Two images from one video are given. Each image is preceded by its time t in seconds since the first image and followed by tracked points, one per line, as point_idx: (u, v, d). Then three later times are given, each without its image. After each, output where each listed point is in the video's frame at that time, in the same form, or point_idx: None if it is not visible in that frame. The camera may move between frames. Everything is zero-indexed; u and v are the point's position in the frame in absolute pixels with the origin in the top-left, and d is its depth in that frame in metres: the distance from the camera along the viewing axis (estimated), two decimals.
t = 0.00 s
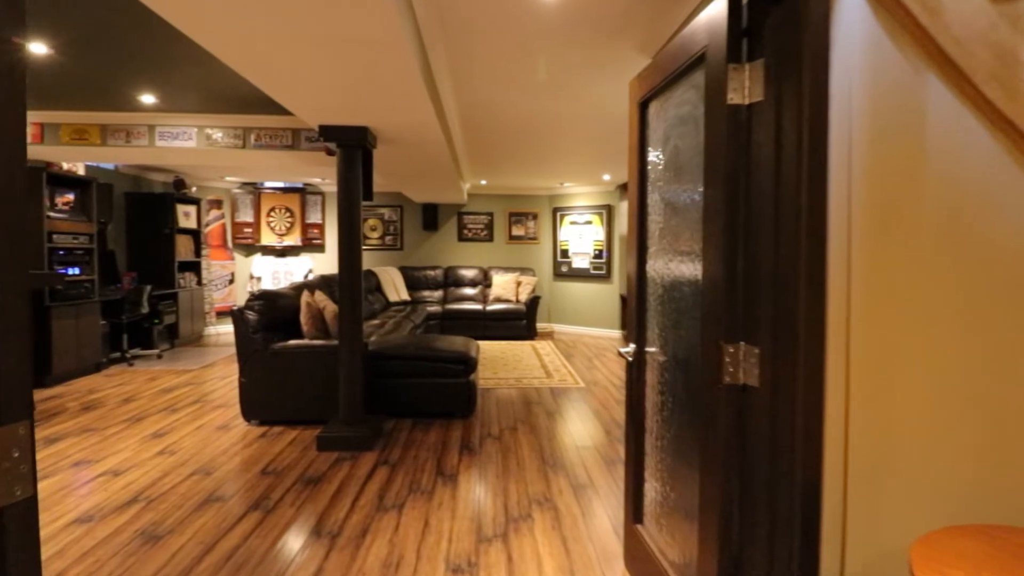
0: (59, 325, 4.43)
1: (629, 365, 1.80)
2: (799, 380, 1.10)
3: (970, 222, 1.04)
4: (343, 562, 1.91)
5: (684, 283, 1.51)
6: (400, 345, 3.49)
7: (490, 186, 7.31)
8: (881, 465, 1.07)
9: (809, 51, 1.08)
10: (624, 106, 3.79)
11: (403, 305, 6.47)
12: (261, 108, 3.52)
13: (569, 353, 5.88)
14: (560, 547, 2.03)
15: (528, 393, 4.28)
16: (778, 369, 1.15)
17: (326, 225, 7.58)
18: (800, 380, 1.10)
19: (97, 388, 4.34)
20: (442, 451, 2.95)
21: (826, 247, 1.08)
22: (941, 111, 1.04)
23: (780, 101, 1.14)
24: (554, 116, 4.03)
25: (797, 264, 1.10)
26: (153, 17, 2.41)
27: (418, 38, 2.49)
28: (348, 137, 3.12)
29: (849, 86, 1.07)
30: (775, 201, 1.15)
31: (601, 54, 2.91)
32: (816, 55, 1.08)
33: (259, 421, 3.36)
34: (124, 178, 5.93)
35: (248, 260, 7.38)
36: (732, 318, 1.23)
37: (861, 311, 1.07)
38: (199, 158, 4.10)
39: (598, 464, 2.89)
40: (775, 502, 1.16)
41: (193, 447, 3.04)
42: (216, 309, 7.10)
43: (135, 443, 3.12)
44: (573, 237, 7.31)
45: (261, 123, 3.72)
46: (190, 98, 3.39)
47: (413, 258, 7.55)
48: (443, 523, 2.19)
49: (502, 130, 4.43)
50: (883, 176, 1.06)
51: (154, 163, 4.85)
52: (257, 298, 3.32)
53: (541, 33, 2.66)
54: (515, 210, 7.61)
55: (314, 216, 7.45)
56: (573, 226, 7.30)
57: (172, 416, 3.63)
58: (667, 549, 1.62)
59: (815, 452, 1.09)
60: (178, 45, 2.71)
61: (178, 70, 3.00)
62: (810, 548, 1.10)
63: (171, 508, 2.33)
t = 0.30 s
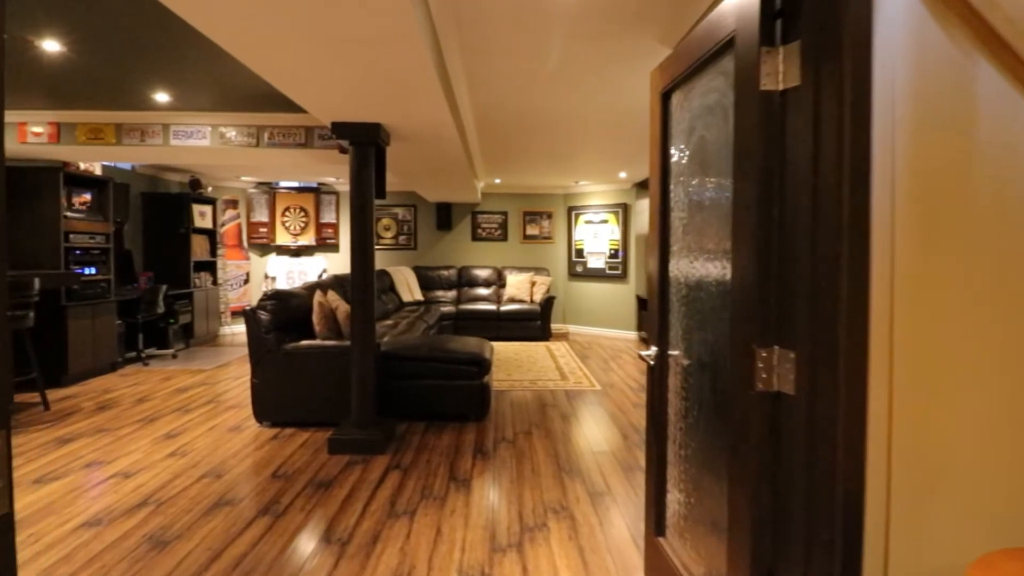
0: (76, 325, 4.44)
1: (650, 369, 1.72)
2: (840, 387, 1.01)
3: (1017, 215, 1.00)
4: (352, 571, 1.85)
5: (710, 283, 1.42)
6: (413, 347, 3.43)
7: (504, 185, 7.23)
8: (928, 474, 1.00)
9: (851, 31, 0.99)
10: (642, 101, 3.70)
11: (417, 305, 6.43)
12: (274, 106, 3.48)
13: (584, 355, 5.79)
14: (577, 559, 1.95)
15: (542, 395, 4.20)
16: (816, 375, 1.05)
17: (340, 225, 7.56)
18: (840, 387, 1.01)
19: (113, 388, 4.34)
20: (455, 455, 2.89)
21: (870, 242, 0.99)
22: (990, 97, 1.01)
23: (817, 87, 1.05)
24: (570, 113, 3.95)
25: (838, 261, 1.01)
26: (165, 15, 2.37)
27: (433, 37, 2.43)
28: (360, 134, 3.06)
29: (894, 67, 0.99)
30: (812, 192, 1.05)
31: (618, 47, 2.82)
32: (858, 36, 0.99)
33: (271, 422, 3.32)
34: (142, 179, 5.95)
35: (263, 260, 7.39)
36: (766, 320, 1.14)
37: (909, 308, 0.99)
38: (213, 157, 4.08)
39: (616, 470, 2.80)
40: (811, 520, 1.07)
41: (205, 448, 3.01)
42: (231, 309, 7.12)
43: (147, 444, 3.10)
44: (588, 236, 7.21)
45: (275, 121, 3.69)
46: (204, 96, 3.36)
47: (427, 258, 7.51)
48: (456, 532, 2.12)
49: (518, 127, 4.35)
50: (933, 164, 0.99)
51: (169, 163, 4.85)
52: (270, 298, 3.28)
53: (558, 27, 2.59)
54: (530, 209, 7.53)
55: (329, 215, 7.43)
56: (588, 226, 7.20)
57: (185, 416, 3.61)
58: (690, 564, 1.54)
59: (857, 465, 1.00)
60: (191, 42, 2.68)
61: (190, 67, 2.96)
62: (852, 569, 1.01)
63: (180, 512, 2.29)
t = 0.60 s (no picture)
0: (83, 325, 4.41)
1: (670, 375, 1.62)
2: (890, 401, 0.91)
3: None
4: None
5: (736, 284, 1.32)
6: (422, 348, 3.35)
7: (514, 184, 7.14)
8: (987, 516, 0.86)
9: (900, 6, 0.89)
10: (656, 96, 3.59)
11: (427, 305, 6.36)
12: (280, 103, 3.41)
13: (596, 356, 5.69)
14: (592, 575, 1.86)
15: (553, 398, 4.11)
16: (862, 387, 0.95)
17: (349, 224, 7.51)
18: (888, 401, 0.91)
19: (120, 389, 4.32)
20: (464, 461, 2.81)
21: (921, 242, 0.89)
22: None
23: (862, 68, 0.94)
24: (582, 108, 3.85)
25: (888, 261, 0.91)
26: (167, 9, 2.31)
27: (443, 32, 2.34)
28: (367, 130, 2.98)
29: (943, 47, 0.87)
30: (858, 185, 0.96)
31: (632, 38, 2.72)
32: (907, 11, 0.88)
33: (277, 425, 3.25)
34: (151, 178, 5.93)
35: (273, 259, 7.36)
36: (803, 325, 1.04)
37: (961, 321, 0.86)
38: (220, 155, 4.03)
39: (630, 478, 2.71)
40: (856, 545, 0.97)
41: (209, 453, 2.95)
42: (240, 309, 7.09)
43: (152, 448, 3.04)
44: (599, 236, 7.10)
45: (281, 118, 3.62)
46: (209, 93, 3.30)
47: (436, 257, 7.44)
48: (465, 543, 2.04)
49: (528, 124, 4.26)
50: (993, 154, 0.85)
51: (178, 161, 4.81)
52: (276, 298, 3.21)
53: (571, 18, 2.49)
54: (540, 208, 7.43)
55: (338, 215, 7.38)
56: (600, 225, 7.09)
57: (192, 419, 3.56)
58: None
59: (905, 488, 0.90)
60: (194, 37, 2.61)
61: (194, 63, 2.91)
62: None
63: (181, 520, 2.22)
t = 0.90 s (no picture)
0: (84, 326, 4.34)
1: (691, 384, 1.52)
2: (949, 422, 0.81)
3: None
4: None
5: (764, 287, 1.21)
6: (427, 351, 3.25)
7: (521, 182, 7.04)
8: None
9: None
10: (668, 91, 3.48)
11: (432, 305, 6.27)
12: (282, 99, 3.32)
13: (605, 357, 5.59)
14: None
15: (561, 402, 4.00)
16: (916, 404, 0.84)
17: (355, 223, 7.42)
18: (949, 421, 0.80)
19: (121, 391, 4.25)
20: (470, 468, 2.71)
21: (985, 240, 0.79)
22: None
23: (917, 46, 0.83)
24: (592, 103, 3.74)
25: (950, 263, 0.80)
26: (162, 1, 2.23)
27: (452, 29, 2.26)
28: (371, 126, 2.89)
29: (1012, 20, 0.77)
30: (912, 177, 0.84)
31: (644, 30, 2.61)
32: None
33: (279, 429, 3.17)
34: (154, 177, 5.87)
35: (278, 259, 7.29)
36: (847, 333, 0.93)
37: None
38: (221, 152, 3.95)
39: (642, 486, 2.60)
40: None
41: (207, 458, 2.87)
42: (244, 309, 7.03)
43: (149, 453, 2.97)
44: (608, 235, 6.99)
45: (284, 115, 3.53)
46: (209, 89, 3.22)
47: (442, 257, 7.35)
48: (472, 557, 1.94)
49: (535, 120, 4.16)
50: None
51: (180, 160, 4.73)
52: (277, 299, 3.13)
53: (582, 8, 2.38)
54: (547, 207, 7.33)
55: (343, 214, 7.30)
56: (608, 224, 6.98)
57: (192, 422, 3.48)
58: None
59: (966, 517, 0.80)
60: (192, 31, 2.53)
61: (193, 58, 2.83)
62: None
63: (176, 530, 2.14)
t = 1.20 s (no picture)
0: (80, 326, 4.26)
1: (713, 392, 1.42)
2: None
3: None
4: None
5: (795, 289, 1.11)
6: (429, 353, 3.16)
7: (525, 181, 6.93)
8: None
9: None
10: (678, 86, 3.37)
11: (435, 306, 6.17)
12: (280, 94, 3.23)
13: (610, 359, 5.48)
14: None
15: (567, 405, 3.90)
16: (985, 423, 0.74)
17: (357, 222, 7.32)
18: None
19: (117, 394, 4.17)
20: (474, 475, 2.62)
21: None
22: None
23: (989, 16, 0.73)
24: (600, 98, 3.63)
25: None
26: None
27: (457, 19, 2.16)
28: (373, 120, 2.75)
29: None
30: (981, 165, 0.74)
31: (656, 21, 2.50)
32: None
33: (277, 433, 3.08)
34: (154, 175, 5.79)
35: (279, 258, 7.20)
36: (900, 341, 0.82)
37: None
38: (220, 149, 3.86)
39: (654, 494, 2.50)
40: None
41: (202, 465, 2.78)
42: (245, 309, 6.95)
43: (142, 459, 2.88)
44: (613, 234, 6.88)
45: (283, 110, 3.43)
46: (206, 83, 3.13)
47: (445, 256, 7.26)
48: (476, 572, 1.84)
49: (541, 116, 4.05)
50: None
51: (179, 157, 4.65)
52: (276, 300, 3.03)
53: None
54: (552, 206, 7.23)
55: (344, 213, 7.20)
56: (613, 223, 6.87)
57: (188, 426, 3.40)
58: None
59: None
60: (186, 23, 2.44)
61: (188, 51, 2.74)
62: None
63: (167, 541, 2.05)
